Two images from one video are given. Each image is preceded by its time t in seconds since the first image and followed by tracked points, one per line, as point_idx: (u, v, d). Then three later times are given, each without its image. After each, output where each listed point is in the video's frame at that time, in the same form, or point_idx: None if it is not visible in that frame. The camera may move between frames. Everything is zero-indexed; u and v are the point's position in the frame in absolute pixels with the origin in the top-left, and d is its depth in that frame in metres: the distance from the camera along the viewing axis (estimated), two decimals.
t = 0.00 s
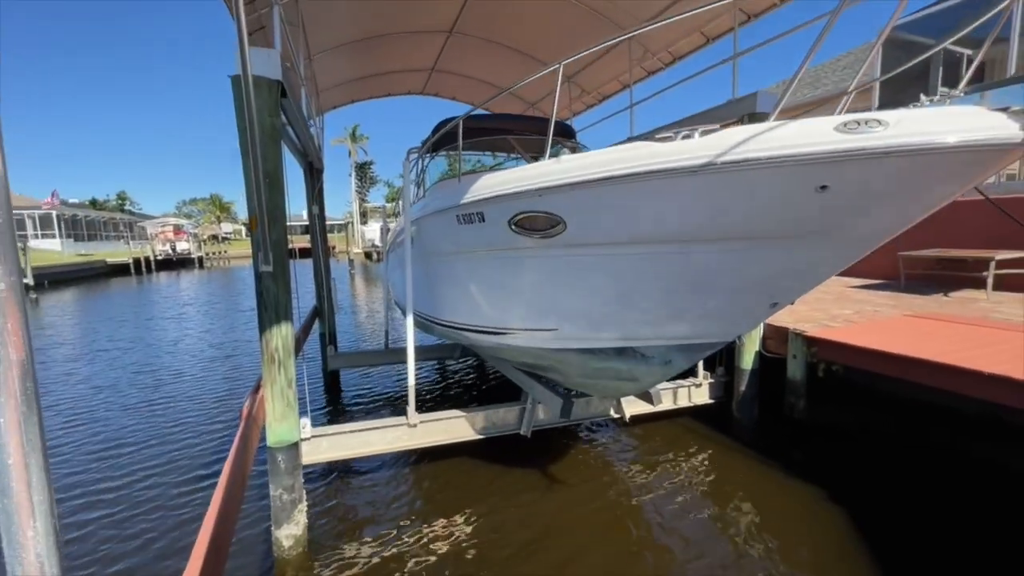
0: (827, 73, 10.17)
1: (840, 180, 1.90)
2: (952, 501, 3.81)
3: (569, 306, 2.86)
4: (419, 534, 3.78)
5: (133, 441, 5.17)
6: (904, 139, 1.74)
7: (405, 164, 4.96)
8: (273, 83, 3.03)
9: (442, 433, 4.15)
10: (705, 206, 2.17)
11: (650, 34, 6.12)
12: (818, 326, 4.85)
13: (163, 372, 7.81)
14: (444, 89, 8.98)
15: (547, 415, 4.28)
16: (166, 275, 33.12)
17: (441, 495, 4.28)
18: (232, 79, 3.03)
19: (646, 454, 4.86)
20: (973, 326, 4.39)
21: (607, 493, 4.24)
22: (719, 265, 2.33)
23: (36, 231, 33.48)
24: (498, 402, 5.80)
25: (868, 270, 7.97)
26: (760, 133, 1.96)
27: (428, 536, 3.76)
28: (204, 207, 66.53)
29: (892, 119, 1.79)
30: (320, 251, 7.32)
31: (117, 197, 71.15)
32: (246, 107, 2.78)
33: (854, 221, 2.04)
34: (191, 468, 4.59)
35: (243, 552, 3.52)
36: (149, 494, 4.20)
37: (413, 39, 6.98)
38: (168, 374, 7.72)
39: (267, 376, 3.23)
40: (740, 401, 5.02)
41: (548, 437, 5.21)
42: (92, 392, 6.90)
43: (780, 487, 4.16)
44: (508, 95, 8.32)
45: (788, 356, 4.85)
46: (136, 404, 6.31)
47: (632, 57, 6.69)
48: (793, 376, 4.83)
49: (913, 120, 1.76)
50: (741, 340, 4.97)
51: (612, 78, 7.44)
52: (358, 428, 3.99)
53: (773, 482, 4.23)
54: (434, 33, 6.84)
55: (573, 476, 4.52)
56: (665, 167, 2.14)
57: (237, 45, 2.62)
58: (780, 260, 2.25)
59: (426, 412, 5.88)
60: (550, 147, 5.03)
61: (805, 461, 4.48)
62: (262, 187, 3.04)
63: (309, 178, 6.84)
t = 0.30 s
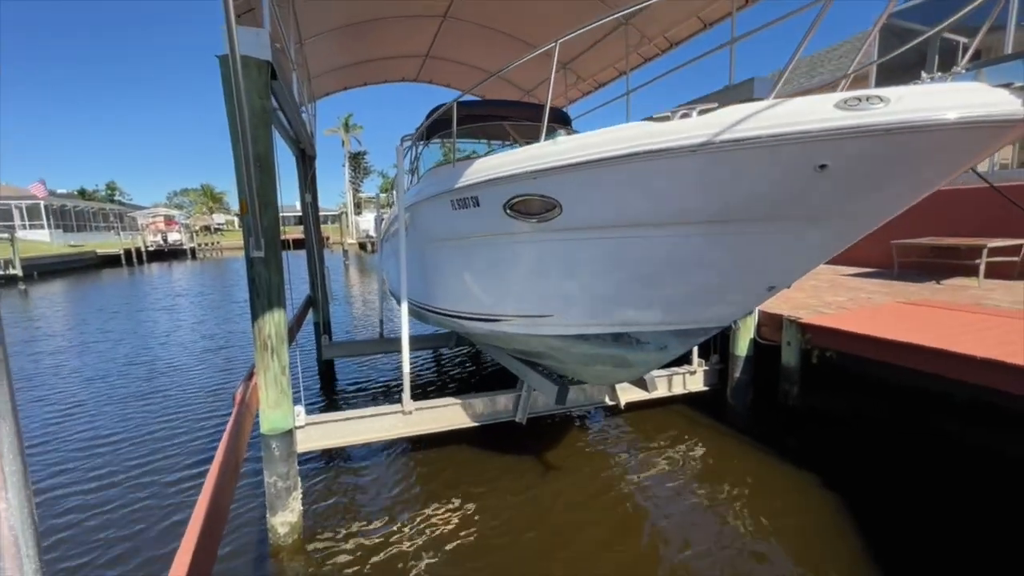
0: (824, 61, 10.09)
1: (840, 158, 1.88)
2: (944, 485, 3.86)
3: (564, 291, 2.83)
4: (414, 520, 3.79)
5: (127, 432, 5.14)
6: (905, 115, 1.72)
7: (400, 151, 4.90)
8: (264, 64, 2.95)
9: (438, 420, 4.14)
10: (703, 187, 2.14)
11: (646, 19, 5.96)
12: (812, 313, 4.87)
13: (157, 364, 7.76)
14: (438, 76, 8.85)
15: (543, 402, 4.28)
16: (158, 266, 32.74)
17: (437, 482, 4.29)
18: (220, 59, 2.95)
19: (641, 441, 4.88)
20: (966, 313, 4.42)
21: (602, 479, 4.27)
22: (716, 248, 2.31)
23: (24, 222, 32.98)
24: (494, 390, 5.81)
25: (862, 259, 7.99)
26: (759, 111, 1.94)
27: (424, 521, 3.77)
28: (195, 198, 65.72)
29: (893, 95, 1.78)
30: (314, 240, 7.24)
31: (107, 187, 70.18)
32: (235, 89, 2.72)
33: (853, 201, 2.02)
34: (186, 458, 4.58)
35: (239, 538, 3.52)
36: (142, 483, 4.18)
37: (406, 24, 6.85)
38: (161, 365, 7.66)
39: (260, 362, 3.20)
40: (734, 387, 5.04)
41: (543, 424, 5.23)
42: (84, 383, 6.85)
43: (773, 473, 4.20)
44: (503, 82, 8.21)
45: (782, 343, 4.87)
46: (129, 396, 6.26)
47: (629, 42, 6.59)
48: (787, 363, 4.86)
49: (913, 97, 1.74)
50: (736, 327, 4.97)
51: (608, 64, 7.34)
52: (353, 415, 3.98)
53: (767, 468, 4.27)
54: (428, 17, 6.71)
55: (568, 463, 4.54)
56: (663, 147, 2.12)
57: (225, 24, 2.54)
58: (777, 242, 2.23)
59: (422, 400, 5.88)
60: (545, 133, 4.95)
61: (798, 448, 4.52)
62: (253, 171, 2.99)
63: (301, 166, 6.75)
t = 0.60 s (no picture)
0: (821, 50, 10.02)
1: (836, 142, 1.87)
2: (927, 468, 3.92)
3: (559, 278, 2.82)
4: (409, 506, 3.83)
5: (120, 424, 5.12)
6: (901, 97, 1.71)
7: (394, 138, 4.84)
8: (253, 47, 2.88)
9: (433, 409, 4.15)
10: (699, 172, 2.13)
11: (643, 5, 5.87)
12: (806, 301, 4.89)
13: (150, 355, 7.71)
14: (433, 63, 8.72)
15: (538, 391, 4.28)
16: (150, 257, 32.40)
17: (433, 468, 4.33)
18: (208, 41, 2.88)
19: (635, 429, 4.91)
20: (958, 301, 4.45)
21: (596, 466, 4.30)
22: (711, 233, 2.30)
23: (12, 212, 32.48)
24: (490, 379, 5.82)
25: (857, 248, 8.03)
26: (756, 94, 1.92)
27: (419, 508, 3.80)
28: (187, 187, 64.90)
29: (890, 78, 1.76)
30: (308, 230, 7.17)
31: (96, 176, 69.15)
32: (224, 73, 2.66)
33: (848, 186, 2.02)
34: (180, 449, 4.56)
35: (234, 526, 3.53)
36: (137, 474, 4.18)
37: (399, 9, 6.71)
38: (155, 357, 7.62)
39: (253, 351, 3.17)
40: (728, 376, 5.06)
41: (538, 413, 5.26)
42: (78, 375, 6.83)
43: (764, 459, 4.26)
44: (499, 70, 8.11)
45: (776, 331, 4.90)
46: (122, 388, 6.23)
47: (625, 29, 6.50)
48: (780, 350, 4.89)
49: (910, 79, 1.73)
50: (730, 315, 4.99)
51: (604, 51, 7.25)
52: (348, 404, 3.97)
53: (759, 455, 4.32)
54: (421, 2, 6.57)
55: (563, 450, 4.57)
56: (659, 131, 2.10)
57: (212, 5, 2.47)
58: (771, 227, 2.23)
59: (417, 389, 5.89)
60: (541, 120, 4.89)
61: (790, 435, 4.57)
62: (244, 157, 2.94)
63: (294, 154, 6.67)
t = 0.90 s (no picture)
0: (819, 39, 9.95)
1: (833, 128, 1.86)
2: (926, 461, 3.95)
3: (555, 268, 2.81)
4: (406, 495, 3.84)
5: (116, 419, 5.11)
6: (899, 82, 1.70)
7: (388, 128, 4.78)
8: (243, 33, 2.82)
9: (429, 400, 4.15)
10: (696, 158, 2.12)
11: None
12: (801, 292, 4.91)
13: (145, 349, 7.69)
14: (427, 52, 8.59)
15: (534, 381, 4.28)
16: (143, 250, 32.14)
17: (429, 459, 4.34)
18: (198, 26, 2.82)
19: (630, 419, 4.94)
20: (951, 292, 4.48)
21: (592, 456, 4.33)
22: (707, 221, 2.30)
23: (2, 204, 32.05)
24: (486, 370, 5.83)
25: (852, 239, 8.05)
26: (753, 79, 1.91)
27: (416, 498, 3.81)
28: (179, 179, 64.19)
29: (888, 62, 1.75)
30: (302, 221, 7.10)
31: (87, 167, 68.30)
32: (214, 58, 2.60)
33: (844, 173, 2.01)
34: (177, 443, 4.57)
35: (230, 517, 3.54)
36: (135, 468, 4.19)
37: None
38: (150, 350, 7.59)
39: (247, 342, 3.15)
40: (723, 366, 5.07)
41: (534, 403, 5.27)
42: (71, 370, 6.80)
43: (758, 448, 4.30)
44: (494, 58, 8.01)
45: (771, 322, 4.91)
46: (117, 382, 6.20)
47: (622, 18, 6.41)
48: (775, 340, 4.92)
49: (908, 63, 1.71)
50: (726, 306, 4.99)
51: (600, 41, 7.17)
52: (343, 395, 3.96)
53: (754, 444, 4.36)
54: None
55: (559, 440, 4.59)
56: (655, 117, 2.08)
57: None
58: (767, 215, 2.22)
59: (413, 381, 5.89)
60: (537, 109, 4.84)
61: (784, 425, 4.61)
62: (236, 145, 2.89)
63: (287, 144, 6.58)
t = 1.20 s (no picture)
0: (817, 30, 9.89)
1: (830, 117, 1.86)
2: (923, 454, 3.96)
3: (553, 260, 2.80)
4: (402, 487, 3.86)
5: (113, 414, 5.10)
6: (897, 71, 1.69)
7: (385, 117, 4.73)
8: (235, 21, 2.77)
9: (425, 391, 4.16)
10: (692, 148, 2.11)
11: None
12: (796, 284, 4.93)
13: (141, 343, 7.66)
14: (422, 42, 8.50)
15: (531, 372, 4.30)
16: (138, 243, 31.91)
17: (424, 450, 4.35)
18: (188, 13, 2.77)
19: (624, 410, 4.97)
20: (946, 283, 4.50)
21: (588, 447, 4.36)
22: (703, 213, 2.30)
23: None
24: (483, 361, 5.84)
25: (847, 231, 8.09)
26: (749, 68, 1.90)
27: (413, 489, 3.84)
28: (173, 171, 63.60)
29: (886, 51, 1.74)
30: (297, 214, 7.06)
31: (79, 159, 67.56)
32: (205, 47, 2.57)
33: (840, 163, 2.01)
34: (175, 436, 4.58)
35: (228, 507, 3.57)
36: (133, 461, 4.20)
37: None
38: (146, 344, 7.56)
39: (243, 334, 3.14)
40: (718, 358, 5.06)
41: (530, 395, 5.30)
42: (68, 364, 6.79)
43: (752, 439, 4.34)
44: (490, 49, 7.93)
45: (767, 313, 4.93)
46: (113, 377, 6.20)
47: (619, 7, 6.36)
48: (770, 332, 4.94)
49: (905, 53, 1.71)
50: (722, 298, 5.00)
51: (597, 31, 7.11)
52: (340, 387, 3.96)
53: (748, 435, 4.39)
54: None
55: (555, 431, 4.62)
56: (652, 106, 2.07)
57: None
58: (763, 206, 2.22)
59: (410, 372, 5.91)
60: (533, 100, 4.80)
61: (778, 416, 4.65)
62: (229, 135, 2.86)
63: (282, 136, 6.52)
